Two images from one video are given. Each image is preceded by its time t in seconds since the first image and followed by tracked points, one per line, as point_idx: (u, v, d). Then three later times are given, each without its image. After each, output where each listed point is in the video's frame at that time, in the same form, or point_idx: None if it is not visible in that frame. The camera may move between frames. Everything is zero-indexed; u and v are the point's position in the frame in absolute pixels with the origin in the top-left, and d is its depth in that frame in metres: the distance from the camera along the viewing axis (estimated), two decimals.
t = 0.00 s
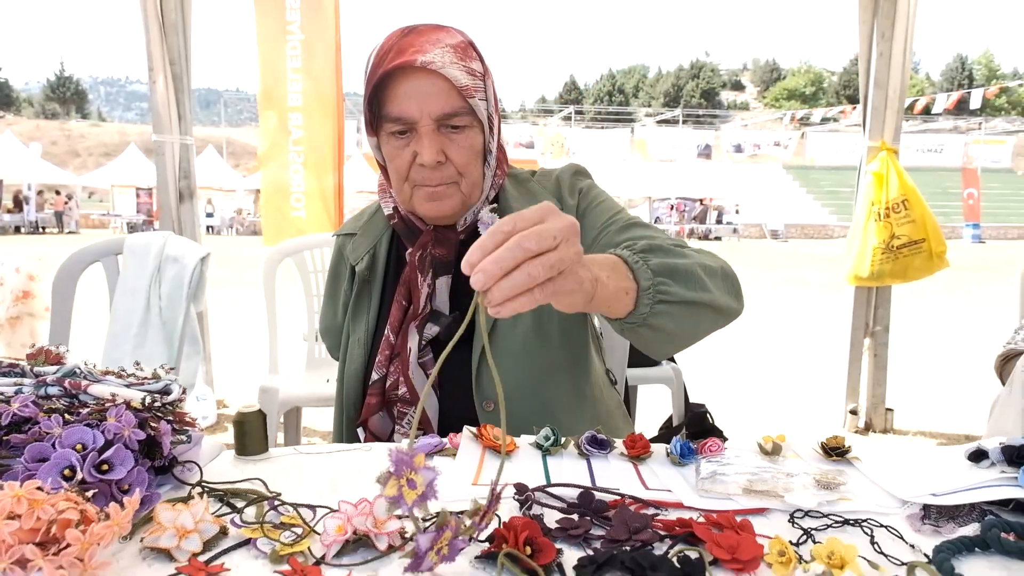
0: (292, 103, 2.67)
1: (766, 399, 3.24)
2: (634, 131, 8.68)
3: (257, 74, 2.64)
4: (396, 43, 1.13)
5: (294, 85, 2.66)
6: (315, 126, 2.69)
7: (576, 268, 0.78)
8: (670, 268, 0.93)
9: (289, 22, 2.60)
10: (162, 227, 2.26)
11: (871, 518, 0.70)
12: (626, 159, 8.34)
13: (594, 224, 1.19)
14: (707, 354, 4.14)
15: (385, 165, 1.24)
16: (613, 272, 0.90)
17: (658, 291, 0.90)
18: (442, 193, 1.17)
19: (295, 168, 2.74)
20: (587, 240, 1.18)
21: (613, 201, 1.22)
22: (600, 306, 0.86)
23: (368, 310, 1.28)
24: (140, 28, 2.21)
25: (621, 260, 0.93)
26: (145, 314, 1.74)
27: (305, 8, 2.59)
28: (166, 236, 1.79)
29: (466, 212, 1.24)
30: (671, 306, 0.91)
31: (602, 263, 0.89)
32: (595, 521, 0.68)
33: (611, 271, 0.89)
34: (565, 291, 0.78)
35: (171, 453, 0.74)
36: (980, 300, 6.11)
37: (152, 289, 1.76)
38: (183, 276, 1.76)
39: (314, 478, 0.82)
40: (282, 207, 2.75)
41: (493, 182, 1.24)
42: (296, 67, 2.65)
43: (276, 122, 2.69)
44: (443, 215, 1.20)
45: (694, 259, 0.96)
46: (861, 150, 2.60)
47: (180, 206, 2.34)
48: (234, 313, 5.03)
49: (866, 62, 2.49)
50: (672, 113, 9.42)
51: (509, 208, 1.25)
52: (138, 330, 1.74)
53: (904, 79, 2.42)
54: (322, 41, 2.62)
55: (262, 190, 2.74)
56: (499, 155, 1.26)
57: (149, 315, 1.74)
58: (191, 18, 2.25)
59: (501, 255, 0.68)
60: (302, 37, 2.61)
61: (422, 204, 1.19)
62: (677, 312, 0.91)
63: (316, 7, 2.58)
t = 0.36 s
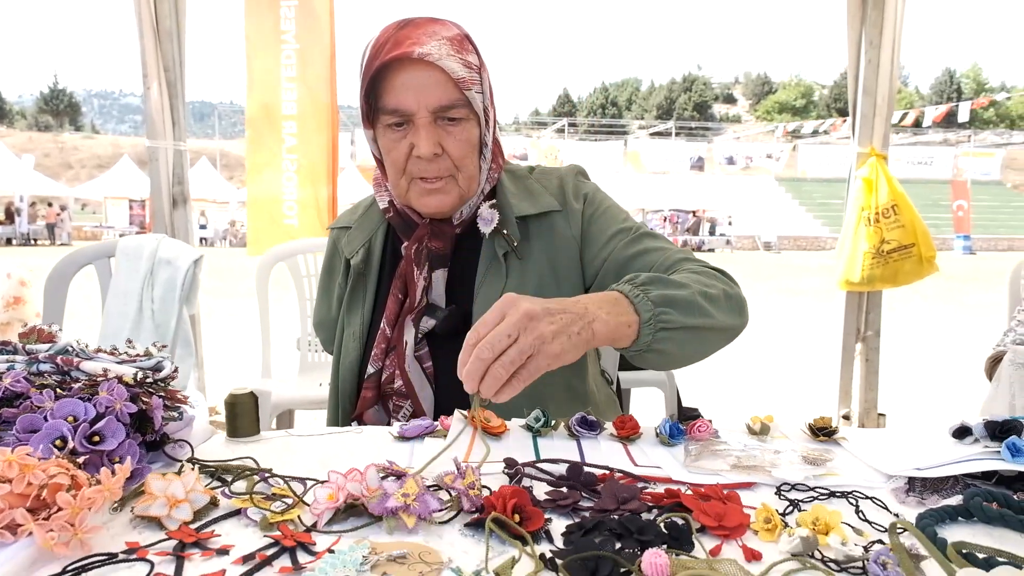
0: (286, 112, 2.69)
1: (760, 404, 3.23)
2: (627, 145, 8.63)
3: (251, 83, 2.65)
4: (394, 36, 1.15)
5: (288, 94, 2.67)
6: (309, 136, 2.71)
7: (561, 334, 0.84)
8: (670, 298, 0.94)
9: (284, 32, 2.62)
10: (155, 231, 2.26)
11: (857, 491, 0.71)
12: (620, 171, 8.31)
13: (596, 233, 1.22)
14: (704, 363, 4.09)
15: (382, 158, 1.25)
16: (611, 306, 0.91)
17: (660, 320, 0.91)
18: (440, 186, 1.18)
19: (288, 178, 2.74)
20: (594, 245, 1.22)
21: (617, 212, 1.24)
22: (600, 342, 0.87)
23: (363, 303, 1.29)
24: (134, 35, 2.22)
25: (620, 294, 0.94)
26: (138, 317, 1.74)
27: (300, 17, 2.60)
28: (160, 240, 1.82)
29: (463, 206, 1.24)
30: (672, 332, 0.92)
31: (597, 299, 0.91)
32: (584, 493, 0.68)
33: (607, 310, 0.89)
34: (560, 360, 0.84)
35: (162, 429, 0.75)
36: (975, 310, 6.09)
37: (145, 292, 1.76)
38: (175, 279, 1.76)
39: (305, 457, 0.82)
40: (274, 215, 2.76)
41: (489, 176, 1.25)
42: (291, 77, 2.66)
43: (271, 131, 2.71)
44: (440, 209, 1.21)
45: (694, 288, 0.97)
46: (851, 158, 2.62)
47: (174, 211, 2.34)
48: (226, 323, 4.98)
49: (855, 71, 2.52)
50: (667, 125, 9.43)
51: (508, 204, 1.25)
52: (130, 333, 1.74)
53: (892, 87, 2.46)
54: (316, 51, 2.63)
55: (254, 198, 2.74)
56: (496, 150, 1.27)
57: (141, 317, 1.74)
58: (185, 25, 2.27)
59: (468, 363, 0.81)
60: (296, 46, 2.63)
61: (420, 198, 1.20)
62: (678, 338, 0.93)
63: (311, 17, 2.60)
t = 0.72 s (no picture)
0: (290, 121, 2.68)
1: (760, 405, 3.22)
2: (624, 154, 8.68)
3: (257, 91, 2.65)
4: (403, 24, 1.15)
5: (293, 103, 2.68)
6: (312, 145, 2.70)
7: (589, 327, 0.64)
8: (672, 267, 0.80)
9: (289, 42, 2.63)
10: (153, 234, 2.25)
11: (869, 476, 0.69)
12: (618, 179, 8.35)
13: (586, 212, 1.20)
14: (703, 368, 4.09)
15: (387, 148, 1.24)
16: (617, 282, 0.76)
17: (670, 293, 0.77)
18: (444, 176, 1.17)
19: (290, 185, 2.72)
20: (583, 221, 1.19)
21: (607, 192, 1.21)
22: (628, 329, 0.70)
23: (365, 296, 1.28)
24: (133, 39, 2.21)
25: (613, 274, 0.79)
26: (136, 318, 1.73)
27: (304, 28, 2.62)
28: (158, 242, 1.80)
29: (466, 198, 1.23)
30: (683, 304, 0.78)
31: (603, 283, 0.75)
32: (593, 477, 0.67)
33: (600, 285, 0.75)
34: (600, 360, 0.62)
35: (161, 414, 0.73)
36: (972, 316, 6.10)
37: (142, 293, 1.74)
38: (174, 280, 1.75)
39: (306, 444, 0.81)
40: (274, 223, 2.72)
41: (494, 169, 1.24)
42: (296, 86, 2.67)
43: (276, 139, 2.70)
44: (445, 201, 1.20)
45: (685, 255, 0.85)
46: (849, 162, 2.61)
47: (172, 215, 2.33)
48: (224, 328, 4.97)
49: (853, 75, 2.52)
50: (664, 134, 9.49)
51: (509, 196, 1.24)
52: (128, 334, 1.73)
53: (890, 91, 2.46)
54: (321, 63, 2.66)
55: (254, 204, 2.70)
56: (501, 144, 1.27)
57: (139, 319, 1.73)
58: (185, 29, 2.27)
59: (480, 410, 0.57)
60: (301, 57, 2.65)
61: (424, 189, 1.19)
62: (688, 313, 0.79)
63: (315, 28, 2.62)
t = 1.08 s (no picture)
0: (303, 126, 2.73)
1: (761, 408, 3.24)
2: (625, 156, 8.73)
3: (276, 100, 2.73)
4: (411, 39, 1.17)
5: (306, 109, 2.72)
6: (321, 150, 2.72)
7: (596, 370, 0.66)
8: (671, 278, 0.82)
9: (300, 49, 2.66)
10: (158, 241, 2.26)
11: (871, 486, 0.72)
12: (618, 181, 8.38)
13: (585, 221, 1.22)
14: (703, 370, 4.12)
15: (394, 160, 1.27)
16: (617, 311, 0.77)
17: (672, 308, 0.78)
18: (450, 188, 1.20)
19: (299, 190, 2.73)
20: (582, 230, 1.21)
21: (606, 201, 1.24)
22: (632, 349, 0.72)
23: (373, 309, 1.30)
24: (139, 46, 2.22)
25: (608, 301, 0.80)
26: (143, 324, 1.74)
27: (312, 35, 2.64)
28: (165, 248, 1.81)
29: (471, 211, 1.25)
30: (685, 314, 0.80)
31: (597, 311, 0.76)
32: (605, 488, 0.69)
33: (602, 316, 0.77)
34: (616, 402, 0.65)
35: (187, 426, 0.76)
36: (973, 318, 6.10)
37: (150, 299, 1.75)
38: (181, 286, 1.76)
39: (324, 454, 0.83)
40: (284, 227, 2.75)
41: (498, 182, 1.27)
42: (307, 93, 2.70)
43: (290, 145, 2.74)
44: (449, 212, 1.22)
45: (678, 264, 0.87)
46: (851, 167, 2.64)
47: (177, 220, 2.34)
48: (227, 331, 5.01)
49: (853, 80, 2.55)
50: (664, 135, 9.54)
51: (511, 210, 1.26)
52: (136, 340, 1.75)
53: (890, 96, 2.49)
54: (332, 69, 2.68)
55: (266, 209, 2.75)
56: (505, 157, 1.30)
57: (146, 325, 1.74)
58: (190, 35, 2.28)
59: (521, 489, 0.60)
60: (310, 62, 2.67)
61: (430, 201, 1.21)
62: (689, 321, 0.80)
63: (321, 34, 2.63)
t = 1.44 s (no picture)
0: (294, 124, 2.70)
1: (763, 408, 3.24)
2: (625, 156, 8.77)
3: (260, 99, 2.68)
4: (415, 34, 1.18)
5: (294, 106, 2.68)
6: (315, 147, 2.71)
7: (679, 360, 0.65)
8: (728, 289, 0.81)
9: (288, 44, 2.64)
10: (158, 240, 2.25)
11: (878, 489, 0.72)
12: (618, 181, 8.39)
13: (594, 224, 1.21)
14: (702, 370, 4.13)
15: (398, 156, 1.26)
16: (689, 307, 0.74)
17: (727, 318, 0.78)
18: (455, 180, 1.19)
19: (296, 189, 2.73)
20: (591, 233, 1.20)
21: (615, 205, 1.22)
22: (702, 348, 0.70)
23: (379, 307, 1.30)
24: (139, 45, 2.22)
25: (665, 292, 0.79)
26: (144, 325, 1.74)
27: (302, 30, 2.62)
28: (167, 247, 1.80)
29: (476, 208, 1.25)
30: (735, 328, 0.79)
31: (672, 304, 0.73)
32: (610, 491, 0.69)
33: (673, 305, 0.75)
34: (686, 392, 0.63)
35: (190, 429, 0.76)
36: (974, 318, 6.10)
37: (151, 299, 1.75)
38: (182, 286, 1.76)
39: (327, 455, 0.82)
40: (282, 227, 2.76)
41: (503, 179, 1.26)
42: (297, 89, 2.67)
43: (282, 144, 2.73)
44: (453, 206, 1.21)
45: (732, 276, 0.86)
46: (852, 166, 2.63)
47: (178, 220, 2.33)
48: (229, 330, 5.02)
49: (855, 79, 2.55)
50: (665, 134, 9.57)
51: (518, 209, 1.25)
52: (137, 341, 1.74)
53: (892, 95, 2.48)
54: (322, 63, 2.65)
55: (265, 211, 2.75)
56: (510, 154, 1.29)
57: (148, 326, 1.74)
58: (190, 35, 2.27)
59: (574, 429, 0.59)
60: (300, 59, 2.65)
61: (433, 194, 1.20)
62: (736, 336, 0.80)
63: (313, 30, 2.62)
